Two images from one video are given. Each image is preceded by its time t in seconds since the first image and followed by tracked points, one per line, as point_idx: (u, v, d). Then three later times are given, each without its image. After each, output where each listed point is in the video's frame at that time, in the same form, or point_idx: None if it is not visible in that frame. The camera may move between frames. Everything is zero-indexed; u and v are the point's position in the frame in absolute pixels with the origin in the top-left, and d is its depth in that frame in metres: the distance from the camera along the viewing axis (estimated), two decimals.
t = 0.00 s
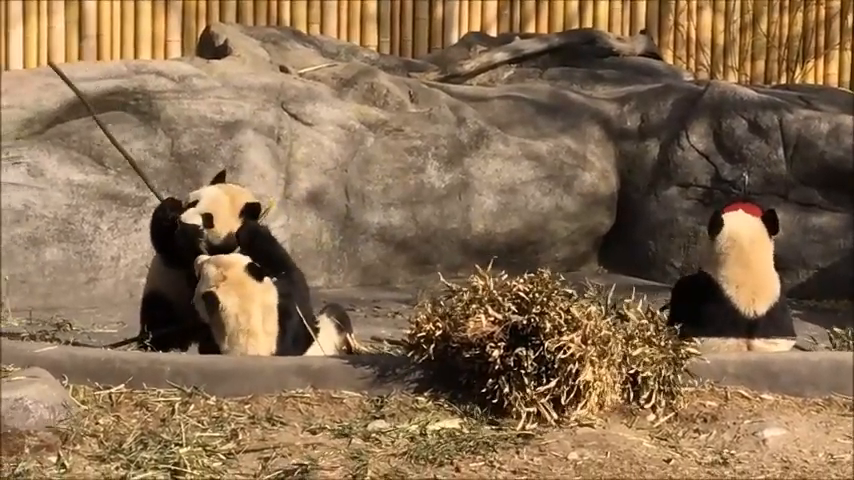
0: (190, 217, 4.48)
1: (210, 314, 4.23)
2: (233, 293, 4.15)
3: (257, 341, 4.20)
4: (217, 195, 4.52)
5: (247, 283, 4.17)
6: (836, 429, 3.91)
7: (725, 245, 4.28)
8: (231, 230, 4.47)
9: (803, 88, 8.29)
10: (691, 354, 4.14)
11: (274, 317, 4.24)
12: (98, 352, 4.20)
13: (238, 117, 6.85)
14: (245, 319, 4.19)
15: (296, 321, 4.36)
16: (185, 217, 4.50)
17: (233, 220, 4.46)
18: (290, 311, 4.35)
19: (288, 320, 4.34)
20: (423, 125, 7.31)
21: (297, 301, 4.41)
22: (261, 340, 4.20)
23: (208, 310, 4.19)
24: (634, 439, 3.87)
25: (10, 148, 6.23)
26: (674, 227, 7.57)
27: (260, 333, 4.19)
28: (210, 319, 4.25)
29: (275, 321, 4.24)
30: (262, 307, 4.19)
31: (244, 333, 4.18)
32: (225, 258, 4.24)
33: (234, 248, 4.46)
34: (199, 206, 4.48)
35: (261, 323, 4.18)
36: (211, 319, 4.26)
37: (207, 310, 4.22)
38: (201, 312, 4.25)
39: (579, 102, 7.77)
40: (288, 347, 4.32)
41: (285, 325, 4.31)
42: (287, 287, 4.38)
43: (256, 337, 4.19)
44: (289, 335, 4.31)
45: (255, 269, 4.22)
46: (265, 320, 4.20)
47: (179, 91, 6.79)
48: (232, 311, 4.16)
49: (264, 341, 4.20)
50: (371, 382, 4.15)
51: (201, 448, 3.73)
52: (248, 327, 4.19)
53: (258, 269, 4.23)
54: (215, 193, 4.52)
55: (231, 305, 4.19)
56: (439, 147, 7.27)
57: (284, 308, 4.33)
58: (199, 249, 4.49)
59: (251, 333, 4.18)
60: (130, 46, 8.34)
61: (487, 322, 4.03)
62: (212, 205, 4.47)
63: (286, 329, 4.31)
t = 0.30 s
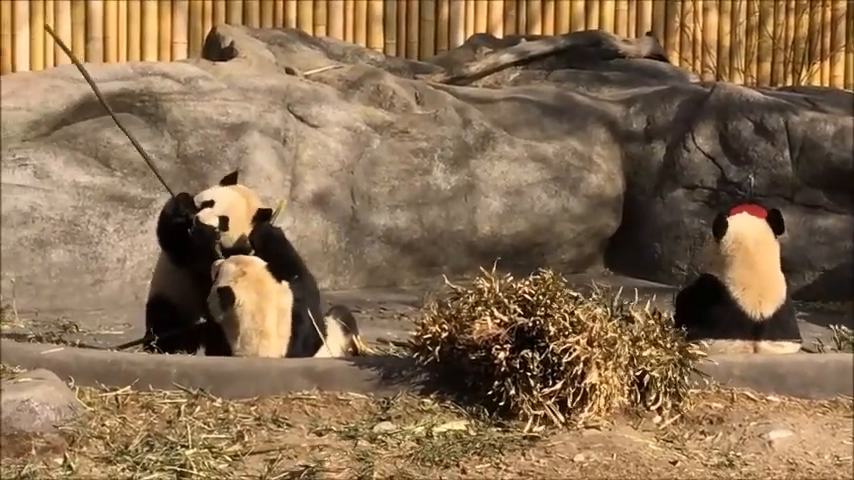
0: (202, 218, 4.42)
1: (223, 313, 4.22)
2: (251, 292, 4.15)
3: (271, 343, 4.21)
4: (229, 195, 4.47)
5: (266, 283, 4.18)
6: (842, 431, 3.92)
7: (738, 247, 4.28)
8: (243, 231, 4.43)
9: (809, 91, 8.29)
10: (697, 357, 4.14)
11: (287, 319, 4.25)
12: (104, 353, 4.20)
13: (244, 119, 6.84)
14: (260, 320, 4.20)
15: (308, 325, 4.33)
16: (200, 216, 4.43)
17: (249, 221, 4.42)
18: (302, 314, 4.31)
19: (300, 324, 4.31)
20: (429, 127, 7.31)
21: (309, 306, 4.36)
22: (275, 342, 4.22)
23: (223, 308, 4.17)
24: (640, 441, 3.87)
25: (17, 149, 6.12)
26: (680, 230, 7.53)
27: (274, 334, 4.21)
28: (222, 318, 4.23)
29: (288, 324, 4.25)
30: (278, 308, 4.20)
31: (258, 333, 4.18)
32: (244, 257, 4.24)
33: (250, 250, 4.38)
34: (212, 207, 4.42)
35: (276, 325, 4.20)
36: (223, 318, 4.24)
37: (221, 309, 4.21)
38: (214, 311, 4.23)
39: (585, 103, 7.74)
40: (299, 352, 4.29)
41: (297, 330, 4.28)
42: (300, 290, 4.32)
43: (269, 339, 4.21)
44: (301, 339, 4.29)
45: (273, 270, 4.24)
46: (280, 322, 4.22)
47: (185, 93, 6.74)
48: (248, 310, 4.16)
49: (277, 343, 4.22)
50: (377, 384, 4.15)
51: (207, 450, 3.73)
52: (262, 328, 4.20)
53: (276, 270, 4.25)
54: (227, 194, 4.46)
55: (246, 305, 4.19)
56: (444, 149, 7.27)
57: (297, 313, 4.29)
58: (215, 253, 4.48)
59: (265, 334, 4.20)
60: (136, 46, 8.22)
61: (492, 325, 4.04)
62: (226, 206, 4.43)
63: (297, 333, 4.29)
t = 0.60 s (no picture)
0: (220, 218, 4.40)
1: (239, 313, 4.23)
2: (272, 294, 4.16)
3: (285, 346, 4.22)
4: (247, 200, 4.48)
5: (286, 285, 4.19)
6: (851, 434, 3.91)
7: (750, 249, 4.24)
8: (254, 236, 4.47)
9: (817, 93, 8.27)
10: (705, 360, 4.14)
11: (302, 324, 4.26)
12: (112, 356, 4.21)
13: (251, 122, 6.82)
14: (276, 322, 4.20)
15: (321, 329, 4.35)
16: (219, 216, 4.40)
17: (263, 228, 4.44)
18: (315, 320, 4.34)
19: (313, 329, 4.34)
20: (437, 130, 7.23)
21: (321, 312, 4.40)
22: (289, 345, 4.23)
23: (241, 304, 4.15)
24: (648, 444, 3.86)
25: (25, 153, 6.26)
26: (688, 232, 7.52)
27: (289, 338, 4.23)
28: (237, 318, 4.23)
29: (302, 329, 4.27)
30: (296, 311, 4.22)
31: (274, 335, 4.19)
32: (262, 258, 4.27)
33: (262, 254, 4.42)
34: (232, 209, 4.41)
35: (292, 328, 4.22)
36: (237, 318, 4.24)
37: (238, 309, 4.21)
38: (229, 311, 4.23)
39: (592, 106, 7.64)
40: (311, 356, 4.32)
41: (310, 335, 4.31)
42: (313, 295, 4.36)
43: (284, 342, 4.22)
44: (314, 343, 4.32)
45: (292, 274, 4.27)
46: (295, 326, 4.24)
47: (193, 97, 6.74)
48: (267, 311, 4.16)
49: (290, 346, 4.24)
50: (384, 387, 4.15)
51: (215, 453, 3.73)
52: (277, 330, 4.21)
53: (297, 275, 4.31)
54: (246, 199, 4.46)
55: (263, 305, 4.19)
56: (452, 152, 7.22)
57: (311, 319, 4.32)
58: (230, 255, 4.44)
59: (281, 336, 4.21)
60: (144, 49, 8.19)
61: (500, 328, 4.03)
62: (246, 212, 4.44)
63: (310, 339, 4.32)
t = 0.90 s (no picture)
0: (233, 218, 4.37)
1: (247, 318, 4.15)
2: (284, 304, 4.09)
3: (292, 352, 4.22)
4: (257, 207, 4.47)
5: (298, 295, 4.13)
6: None
7: (758, 253, 4.20)
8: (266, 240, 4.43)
9: (826, 97, 8.26)
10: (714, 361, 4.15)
11: (309, 330, 4.25)
12: (121, 361, 4.22)
13: (260, 127, 6.78)
14: (286, 329, 4.17)
15: (328, 334, 4.36)
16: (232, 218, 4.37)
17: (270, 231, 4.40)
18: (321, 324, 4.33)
19: (321, 333, 4.34)
20: (446, 134, 7.20)
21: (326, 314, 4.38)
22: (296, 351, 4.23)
23: (252, 310, 4.05)
24: (657, 447, 3.86)
25: (33, 157, 6.33)
26: (696, 236, 7.47)
27: (296, 344, 4.22)
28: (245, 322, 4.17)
29: (311, 334, 4.26)
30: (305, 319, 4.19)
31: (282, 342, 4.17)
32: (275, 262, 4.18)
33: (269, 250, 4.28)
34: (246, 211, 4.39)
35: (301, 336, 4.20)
36: (246, 322, 4.17)
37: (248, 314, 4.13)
38: (240, 313, 4.13)
39: (599, 109, 7.70)
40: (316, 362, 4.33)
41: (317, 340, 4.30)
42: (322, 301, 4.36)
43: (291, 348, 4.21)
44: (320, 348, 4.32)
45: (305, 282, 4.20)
46: (304, 333, 4.22)
47: (200, 100, 6.75)
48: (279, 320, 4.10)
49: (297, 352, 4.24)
50: (394, 390, 4.17)
51: (224, 457, 3.73)
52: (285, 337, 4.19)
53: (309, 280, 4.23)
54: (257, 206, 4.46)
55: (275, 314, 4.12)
56: (461, 155, 7.19)
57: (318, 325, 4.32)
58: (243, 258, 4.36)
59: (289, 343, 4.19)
60: (152, 53, 8.05)
61: (509, 331, 4.02)
62: (257, 216, 4.42)
63: (318, 343, 4.33)
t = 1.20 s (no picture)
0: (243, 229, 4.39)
1: (250, 310, 4.24)
2: (282, 297, 4.14)
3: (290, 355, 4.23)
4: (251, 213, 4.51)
5: (299, 292, 4.16)
6: None
7: (761, 254, 4.20)
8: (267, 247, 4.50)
9: (829, 99, 8.26)
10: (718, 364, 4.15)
11: (311, 332, 4.24)
12: (126, 363, 4.24)
13: (265, 129, 6.76)
14: (285, 324, 4.19)
15: (333, 336, 4.35)
16: (238, 226, 4.39)
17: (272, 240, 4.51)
18: (327, 329, 4.32)
19: (325, 335, 4.32)
20: (450, 136, 7.19)
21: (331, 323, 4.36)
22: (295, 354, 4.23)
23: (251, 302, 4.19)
24: (662, 450, 3.85)
25: (38, 159, 6.32)
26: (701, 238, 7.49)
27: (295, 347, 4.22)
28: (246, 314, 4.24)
29: (312, 334, 4.25)
30: (305, 323, 4.20)
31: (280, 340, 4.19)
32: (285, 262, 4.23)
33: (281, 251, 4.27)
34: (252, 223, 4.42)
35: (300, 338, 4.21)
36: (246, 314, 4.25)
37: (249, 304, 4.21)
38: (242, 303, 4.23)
39: (603, 111, 7.67)
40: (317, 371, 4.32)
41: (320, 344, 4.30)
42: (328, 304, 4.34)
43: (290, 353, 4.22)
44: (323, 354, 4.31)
45: (310, 283, 4.20)
46: (304, 336, 4.22)
47: (205, 103, 6.71)
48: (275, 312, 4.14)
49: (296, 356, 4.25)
50: (398, 392, 4.17)
51: (228, 459, 3.73)
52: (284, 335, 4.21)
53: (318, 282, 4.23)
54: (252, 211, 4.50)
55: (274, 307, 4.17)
56: (465, 157, 7.18)
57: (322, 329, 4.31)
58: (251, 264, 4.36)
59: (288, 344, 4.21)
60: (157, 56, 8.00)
61: (513, 334, 4.00)
62: (259, 225, 4.47)
63: (320, 344, 4.31)
